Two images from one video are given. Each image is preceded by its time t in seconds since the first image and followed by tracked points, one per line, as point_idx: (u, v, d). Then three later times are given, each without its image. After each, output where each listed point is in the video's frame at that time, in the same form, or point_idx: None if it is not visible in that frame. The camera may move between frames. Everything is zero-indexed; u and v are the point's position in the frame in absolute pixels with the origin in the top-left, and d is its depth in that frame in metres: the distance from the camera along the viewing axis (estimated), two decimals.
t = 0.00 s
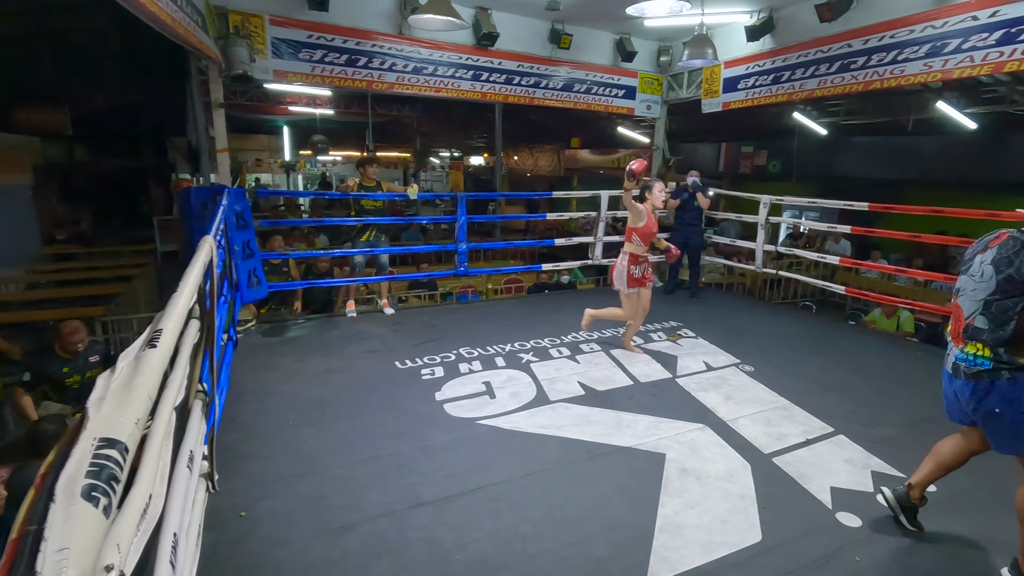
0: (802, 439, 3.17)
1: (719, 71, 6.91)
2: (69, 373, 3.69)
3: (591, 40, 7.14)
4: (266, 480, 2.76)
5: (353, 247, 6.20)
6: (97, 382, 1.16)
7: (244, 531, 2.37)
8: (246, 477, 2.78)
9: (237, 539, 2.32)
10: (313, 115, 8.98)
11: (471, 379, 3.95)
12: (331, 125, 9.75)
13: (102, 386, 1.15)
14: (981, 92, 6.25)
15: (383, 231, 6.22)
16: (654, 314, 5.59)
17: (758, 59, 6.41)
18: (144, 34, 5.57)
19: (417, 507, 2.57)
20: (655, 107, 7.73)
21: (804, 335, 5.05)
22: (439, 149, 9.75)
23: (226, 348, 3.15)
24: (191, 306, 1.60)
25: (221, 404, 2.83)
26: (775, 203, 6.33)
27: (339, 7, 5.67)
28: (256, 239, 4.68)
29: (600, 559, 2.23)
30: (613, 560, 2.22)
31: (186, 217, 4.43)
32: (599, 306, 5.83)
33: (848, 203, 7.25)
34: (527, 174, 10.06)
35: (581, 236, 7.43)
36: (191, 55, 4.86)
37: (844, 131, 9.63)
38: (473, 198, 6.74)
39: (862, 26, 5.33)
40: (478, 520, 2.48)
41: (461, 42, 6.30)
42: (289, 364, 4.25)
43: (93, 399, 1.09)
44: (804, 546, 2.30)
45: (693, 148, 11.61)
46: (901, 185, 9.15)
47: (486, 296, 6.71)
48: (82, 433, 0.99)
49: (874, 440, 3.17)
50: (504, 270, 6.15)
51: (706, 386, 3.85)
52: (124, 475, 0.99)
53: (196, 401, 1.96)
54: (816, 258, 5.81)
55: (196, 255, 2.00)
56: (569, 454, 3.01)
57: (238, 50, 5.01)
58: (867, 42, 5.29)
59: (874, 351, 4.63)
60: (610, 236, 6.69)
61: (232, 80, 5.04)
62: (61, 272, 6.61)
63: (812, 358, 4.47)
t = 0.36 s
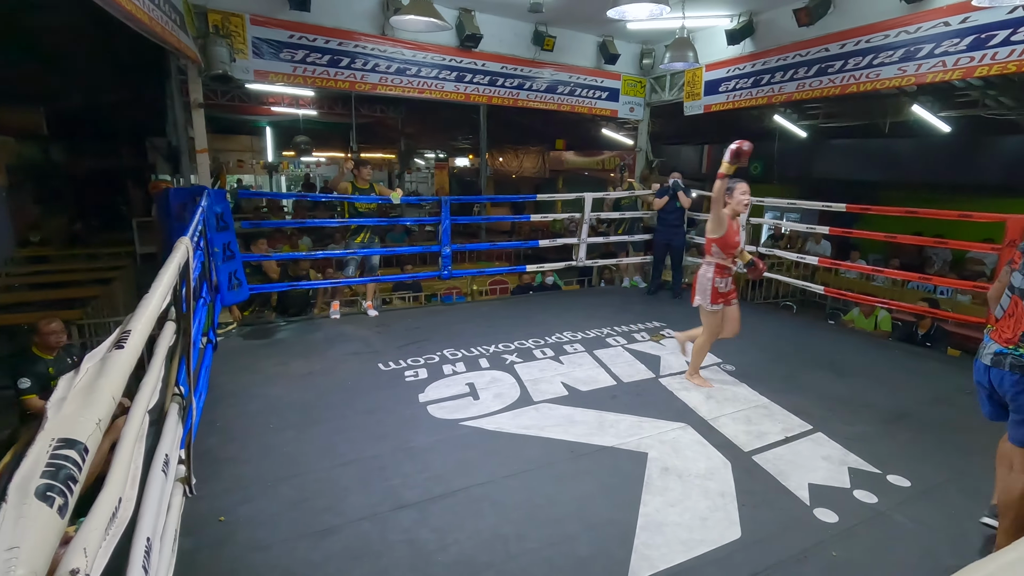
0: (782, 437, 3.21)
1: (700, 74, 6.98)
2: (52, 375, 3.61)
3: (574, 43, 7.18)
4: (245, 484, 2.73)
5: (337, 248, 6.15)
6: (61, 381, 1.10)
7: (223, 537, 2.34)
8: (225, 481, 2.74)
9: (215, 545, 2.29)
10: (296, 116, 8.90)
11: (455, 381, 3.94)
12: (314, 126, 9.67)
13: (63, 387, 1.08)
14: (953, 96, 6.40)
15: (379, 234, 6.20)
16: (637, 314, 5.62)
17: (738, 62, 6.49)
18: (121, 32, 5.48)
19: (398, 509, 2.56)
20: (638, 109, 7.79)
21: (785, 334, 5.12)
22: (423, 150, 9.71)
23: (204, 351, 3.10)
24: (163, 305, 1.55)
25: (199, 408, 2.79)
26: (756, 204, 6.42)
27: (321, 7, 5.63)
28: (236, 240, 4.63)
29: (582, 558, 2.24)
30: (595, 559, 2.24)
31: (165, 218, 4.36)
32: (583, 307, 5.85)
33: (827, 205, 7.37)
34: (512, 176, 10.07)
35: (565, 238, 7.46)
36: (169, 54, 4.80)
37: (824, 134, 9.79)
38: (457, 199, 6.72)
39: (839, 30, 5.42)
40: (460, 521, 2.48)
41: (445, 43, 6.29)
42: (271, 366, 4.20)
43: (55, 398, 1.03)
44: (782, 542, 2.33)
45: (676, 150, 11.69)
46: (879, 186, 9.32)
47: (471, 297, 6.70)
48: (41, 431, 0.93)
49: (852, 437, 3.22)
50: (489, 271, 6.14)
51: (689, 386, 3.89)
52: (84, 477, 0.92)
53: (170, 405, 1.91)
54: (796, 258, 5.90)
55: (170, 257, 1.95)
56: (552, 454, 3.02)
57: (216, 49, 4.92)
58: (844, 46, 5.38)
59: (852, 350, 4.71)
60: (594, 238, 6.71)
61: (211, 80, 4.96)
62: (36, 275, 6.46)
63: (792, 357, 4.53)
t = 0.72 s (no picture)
0: (766, 435, 3.25)
1: (685, 76, 7.04)
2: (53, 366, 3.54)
3: (560, 44, 7.20)
4: (228, 487, 2.69)
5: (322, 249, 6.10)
6: (34, 385, 1.07)
7: (206, 540, 2.31)
8: (208, 484, 2.71)
9: (198, 549, 2.26)
10: (281, 115, 8.82)
11: (442, 381, 3.93)
12: (300, 126, 9.59)
13: (38, 389, 1.06)
14: (932, 98, 6.54)
15: (367, 236, 6.17)
16: (624, 314, 5.65)
17: (722, 64, 6.56)
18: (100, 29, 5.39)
19: (385, 510, 2.55)
20: (624, 110, 7.83)
21: (768, 333, 5.19)
22: (410, 151, 9.66)
23: (187, 354, 3.06)
24: (143, 307, 1.52)
25: (181, 410, 2.75)
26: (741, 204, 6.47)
27: (306, 6, 5.59)
28: (220, 241, 4.57)
29: (569, 557, 2.25)
30: (581, 557, 2.25)
31: (147, 219, 4.29)
32: (570, 307, 5.87)
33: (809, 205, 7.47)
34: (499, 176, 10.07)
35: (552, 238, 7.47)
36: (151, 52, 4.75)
37: (806, 136, 9.92)
38: (443, 200, 6.70)
39: (821, 34, 5.51)
40: (447, 522, 2.47)
41: (431, 43, 6.28)
42: (254, 368, 4.15)
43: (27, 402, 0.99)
44: (766, 539, 2.36)
45: (662, 152, 11.78)
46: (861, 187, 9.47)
47: (458, 298, 6.68)
48: (12, 434, 0.90)
49: (833, 435, 3.27)
50: (475, 272, 6.13)
51: (674, 385, 3.92)
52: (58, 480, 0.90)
53: (152, 407, 1.89)
54: (779, 258, 5.97)
55: (149, 258, 1.91)
56: (538, 454, 3.03)
57: (199, 48, 4.84)
58: (825, 50, 5.47)
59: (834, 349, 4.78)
60: (581, 239, 6.73)
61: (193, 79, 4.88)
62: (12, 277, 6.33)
63: (775, 356, 4.59)
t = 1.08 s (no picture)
0: (748, 432, 3.28)
1: (667, 76, 7.10)
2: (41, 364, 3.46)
3: (544, 44, 7.21)
4: (206, 491, 2.64)
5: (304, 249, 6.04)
6: None
7: (183, 545, 2.27)
8: (185, 488, 2.66)
9: (174, 554, 2.21)
10: (263, 114, 8.72)
11: (425, 382, 3.90)
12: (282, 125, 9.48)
13: None
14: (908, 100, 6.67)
15: (349, 235, 6.10)
16: (608, 314, 5.67)
17: (704, 65, 6.62)
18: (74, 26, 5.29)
19: (366, 512, 2.52)
20: (608, 111, 7.86)
21: (750, 332, 5.24)
22: (394, 150, 9.58)
23: (163, 355, 3.00)
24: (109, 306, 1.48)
25: (157, 413, 2.69)
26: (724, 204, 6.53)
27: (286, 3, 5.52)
28: (199, 241, 4.50)
29: (552, 556, 2.25)
30: (564, 556, 2.24)
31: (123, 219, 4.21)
32: (555, 307, 5.87)
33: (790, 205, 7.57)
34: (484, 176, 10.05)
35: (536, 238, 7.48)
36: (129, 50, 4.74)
37: (787, 137, 10.07)
38: (427, 199, 6.65)
39: (799, 36, 5.59)
40: (430, 522, 2.46)
41: (414, 42, 6.25)
42: (234, 370, 4.09)
43: None
44: (747, 534, 2.38)
45: (646, 152, 11.85)
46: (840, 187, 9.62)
47: (442, 298, 6.65)
48: None
49: (813, 431, 3.31)
50: (460, 272, 6.11)
51: (657, 383, 3.94)
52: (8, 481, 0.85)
53: (124, 410, 1.85)
54: (761, 258, 6.03)
55: (120, 256, 1.87)
56: (522, 453, 3.02)
57: (176, 45, 4.78)
58: (804, 52, 5.55)
59: (815, 346, 4.84)
60: (565, 239, 6.74)
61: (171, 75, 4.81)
62: None
63: (757, 354, 4.64)
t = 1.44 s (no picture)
0: (706, 426, 3.36)
1: (624, 79, 7.23)
2: None
3: (502, 46, 7.23)
4: (156, 506, 2.52)
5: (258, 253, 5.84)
6: None
7: (130, 564, 2.15)
8: (133, 504, 2.52)
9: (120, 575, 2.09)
10: (213, 113, 8.40)
11: (387, 386, 3.83)
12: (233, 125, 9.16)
13: None
14: (849, 105, 7.01)
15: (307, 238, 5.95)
16: (570, 314, 5.72)
17: (659, 68, 6.77)
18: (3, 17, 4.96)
19: (328, 521, 2.45)
20: (566, 113, 7.95)
21: (707, 328, 5.39)
22: (352, 151, 9.39)
23: (106, 366, 2.85)
24: (42, 312, 1.39)
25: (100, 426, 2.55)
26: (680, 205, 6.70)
27: None
28: (145, 245, 4.30)
29: (518, 557, 2.24)
30: (530, 555, 2.24)
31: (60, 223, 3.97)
32: (517, 308, 5.88)
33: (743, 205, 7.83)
34: (444, 178, 10.00)
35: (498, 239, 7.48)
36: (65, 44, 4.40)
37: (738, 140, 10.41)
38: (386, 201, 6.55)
39: (748, 42, 5.79)
40: (394, 528, 2.41)
41: (371, 41, 6.15)
42: (185, 379, 3.91)
43: None
44: (708, 526, 2.44)
45: (604, 154, 12.03)
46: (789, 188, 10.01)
47: (403, 301, 6.55)
48: None
49: (768, 423, 3.43)
50: (421, 274, 6.04)
51: (619, 381, 4.00)
52: None
53: (63, 424, 1.74)
54: (716, 256, 6.21)
55: (56, 260, 1.76)
56: (486, 455, 3.00)
57: (119, 39, 4.64)
58: (753, 57, 5.75)
59: (768, 341, 5.02)
60: (527, 240, 6.77)
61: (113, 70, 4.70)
62: None
63: (714, 349, 4.77)
